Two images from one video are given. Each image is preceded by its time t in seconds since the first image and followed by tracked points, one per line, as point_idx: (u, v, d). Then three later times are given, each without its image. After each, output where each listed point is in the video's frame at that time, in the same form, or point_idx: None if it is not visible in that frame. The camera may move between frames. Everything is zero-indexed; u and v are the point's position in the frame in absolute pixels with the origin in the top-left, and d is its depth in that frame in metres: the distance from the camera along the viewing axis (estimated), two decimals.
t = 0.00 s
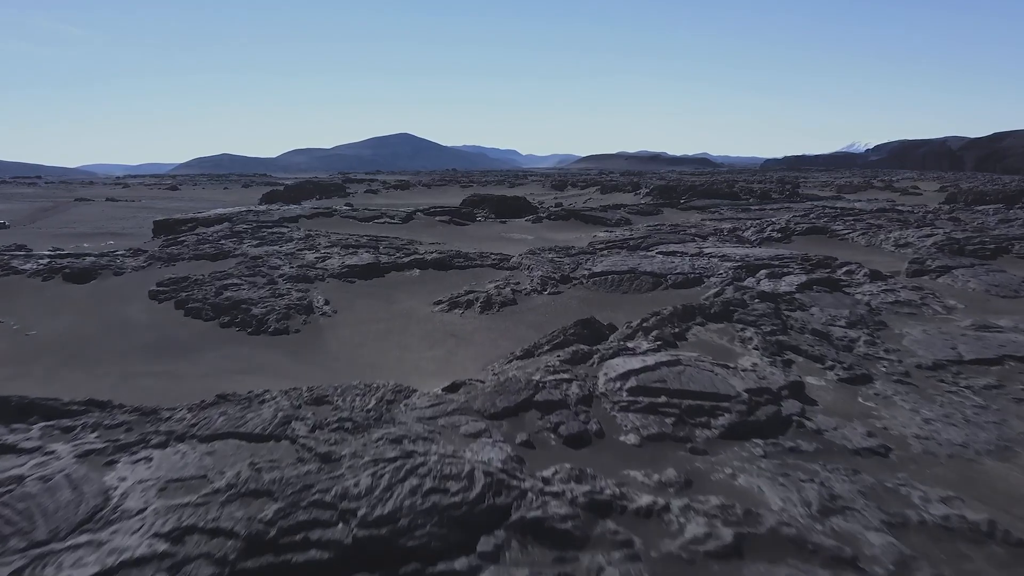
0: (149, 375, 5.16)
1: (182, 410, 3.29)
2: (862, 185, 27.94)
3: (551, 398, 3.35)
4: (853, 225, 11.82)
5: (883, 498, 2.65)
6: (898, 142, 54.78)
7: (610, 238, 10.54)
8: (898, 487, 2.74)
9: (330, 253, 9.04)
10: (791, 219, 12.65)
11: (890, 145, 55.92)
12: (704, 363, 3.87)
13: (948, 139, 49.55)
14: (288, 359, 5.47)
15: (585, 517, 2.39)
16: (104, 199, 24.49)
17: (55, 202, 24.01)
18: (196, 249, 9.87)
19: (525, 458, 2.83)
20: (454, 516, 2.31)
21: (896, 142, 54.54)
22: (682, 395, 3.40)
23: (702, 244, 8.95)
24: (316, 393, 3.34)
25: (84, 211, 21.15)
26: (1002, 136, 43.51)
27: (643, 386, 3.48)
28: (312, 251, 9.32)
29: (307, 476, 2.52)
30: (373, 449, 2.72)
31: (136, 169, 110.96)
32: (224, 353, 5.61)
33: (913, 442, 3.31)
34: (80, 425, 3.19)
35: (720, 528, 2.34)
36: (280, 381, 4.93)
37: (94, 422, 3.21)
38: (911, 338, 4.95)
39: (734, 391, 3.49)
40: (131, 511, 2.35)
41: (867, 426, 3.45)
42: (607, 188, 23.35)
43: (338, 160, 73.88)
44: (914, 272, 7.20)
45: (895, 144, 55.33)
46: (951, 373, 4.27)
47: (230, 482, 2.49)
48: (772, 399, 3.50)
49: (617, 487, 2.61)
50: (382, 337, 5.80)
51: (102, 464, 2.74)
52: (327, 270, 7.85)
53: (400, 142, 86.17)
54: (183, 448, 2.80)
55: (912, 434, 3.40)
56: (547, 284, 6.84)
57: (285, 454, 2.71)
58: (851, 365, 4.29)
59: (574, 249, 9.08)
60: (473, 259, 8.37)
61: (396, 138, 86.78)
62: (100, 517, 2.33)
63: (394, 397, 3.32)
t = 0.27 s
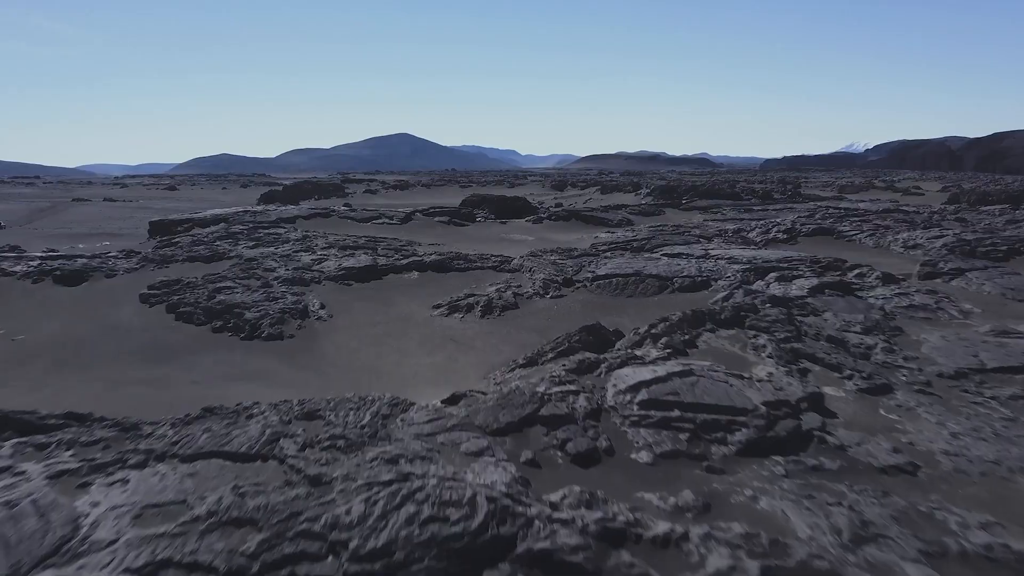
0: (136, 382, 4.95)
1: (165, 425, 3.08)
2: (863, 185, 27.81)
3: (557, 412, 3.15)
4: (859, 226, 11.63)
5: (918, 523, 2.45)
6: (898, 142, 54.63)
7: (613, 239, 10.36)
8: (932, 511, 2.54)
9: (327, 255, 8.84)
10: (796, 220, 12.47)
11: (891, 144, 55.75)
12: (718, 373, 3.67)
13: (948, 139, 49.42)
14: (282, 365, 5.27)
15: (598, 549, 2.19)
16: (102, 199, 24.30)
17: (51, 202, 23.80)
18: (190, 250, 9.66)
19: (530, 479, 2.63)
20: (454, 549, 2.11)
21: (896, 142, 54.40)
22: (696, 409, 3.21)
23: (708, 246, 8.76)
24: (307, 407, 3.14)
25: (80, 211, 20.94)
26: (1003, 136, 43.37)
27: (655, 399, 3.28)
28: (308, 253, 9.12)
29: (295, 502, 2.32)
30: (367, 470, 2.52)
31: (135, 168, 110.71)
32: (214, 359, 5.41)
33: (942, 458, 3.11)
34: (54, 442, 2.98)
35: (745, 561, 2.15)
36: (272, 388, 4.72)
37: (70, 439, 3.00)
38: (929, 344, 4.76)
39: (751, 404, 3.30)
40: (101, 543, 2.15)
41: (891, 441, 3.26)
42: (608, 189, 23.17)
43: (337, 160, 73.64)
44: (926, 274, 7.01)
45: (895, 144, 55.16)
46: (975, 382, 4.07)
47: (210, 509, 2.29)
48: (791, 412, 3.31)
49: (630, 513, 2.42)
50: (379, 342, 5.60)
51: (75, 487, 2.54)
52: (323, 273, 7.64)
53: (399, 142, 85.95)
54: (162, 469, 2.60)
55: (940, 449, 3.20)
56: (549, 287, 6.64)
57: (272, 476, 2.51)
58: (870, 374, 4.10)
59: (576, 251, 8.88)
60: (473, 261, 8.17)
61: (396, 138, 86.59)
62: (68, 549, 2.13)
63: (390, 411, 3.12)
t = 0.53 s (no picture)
0: (122, 391, 4.74)
1: (144, 444, 2.88)
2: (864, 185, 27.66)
3: (564, 429, 2.95)
4: (865, 227, 11.44)
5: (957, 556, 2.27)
6: (899, 142, 54.51)
7: (616, 240, 10.16)
8: (972, 541, 2.36)
9: (324, 257, 8.64)
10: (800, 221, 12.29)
11: (891, 144, 55.58)
12: (733, 385, 3.47)
13: (949, 139, 49.31)
14: (274, 373, 5.06)
15: None
16: (99, 199, 24.09)
17: (48, 202, 23.60)
18: (184, 252, 9.46)
19: (536, 505, 2.44)
20: None
21: (897, 142, 54.27)
22: (712, 424, 3.01)
23: (713, 248, 8.57)
24: (297, 423, 2.94)
25: (76, 211, 20.73)
26: (1003, 136, 43.25)
27: (668, 414, 3.08)
28: (304, 255, 8.92)
29: (281, 533, 2.13)
30: (360, 497, 2.33)
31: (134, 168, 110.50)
32: (205, 367, 5.20)
33: (975, 478, 2.92)
34: (24, 462, 2.78)
35: None
36: (264, 398, 4.52)
37: (41, 459, 2.79)
38: (950, 352, 4.56)
39: (770, 418, 3.10)
40: None
41: (919, 459, 3.06)
42: (609, 189, 22.99)
43: (336, 159, 73.40)
44: (939, 277, 6.82)
45: (895, 144, 55.02)
46: (1001, 393, 3.88)
47: (187, 542, 2.09)
48: (813, 427, 3.11)
49: (645, 546, 2.23)
50: (376, 349, 5.39)
51: (43, 515, 2.34)
52: (319, 276, 7.43)
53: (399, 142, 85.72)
54: (138, 494, 2.39)
55: (972, 467, 3.00)
56: (552, 290, 6.45)
57: (256, 503, 2.31)
58: (891, 384, 3.90)
59: (578, 252, 8.69)
60: (473, 263, 7.98)
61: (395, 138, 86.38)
62: None
63: (386, 428, 2.92)
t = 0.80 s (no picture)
0: (107, 399, 4.53)
1: (122, 464, 2.67)
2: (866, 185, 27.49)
3: (573, 448, 2.75)
4: (871, 228, 11.22)
5: None
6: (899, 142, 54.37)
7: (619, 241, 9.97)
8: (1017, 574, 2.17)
9: (320, 259, 8.44)
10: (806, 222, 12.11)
11: (891, 144, 55.39)
12: (750, 397, 3.27)
13: (949, 138, 49.17)
14: (267, 380, 4.85)
15: None
16: (96, 199, 23.90)
17: (44, 202, 23.41)
18: (178, 254, 9.26)
19: (544, 535, 2.24)
20: None
21: (897, 142, 54.12)
22: (731, 442, 2.82)
23: (719, 250, 8.37)
24: (286, 441, 2.75)
25: (71, 211, 20.53)
26: (1004, 136, 43.09)
27: (683, 431, 2.88)
28: (301, 257, 8.72)
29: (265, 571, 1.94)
30: (352, 527, 2.15)
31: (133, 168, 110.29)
32: (194, 374, 4.99)
33: (1012, 498, 2.73)
34: None
35: None
36: (255, 408, 4.31)
37: (9, 481, 2.59)
38: (972, 360, 4.37)
39: (792, 435, 2.90)
40: None
41: (951, 477, 2.87)
42: (610, 189, 22.80)
43: (335, 159, 73.19)
44: (953, 280, 6.63)
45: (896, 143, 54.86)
46: None
47: None
48: (837, 444, 2.92)
49: None
50: (373, 355, 5.19)
51: (5, 547, 2.13)
52: (315, 278, 7.23)
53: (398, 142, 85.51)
54: (110, 523, 2.20)
55: (1007, 486, 2.81)
56: (555, 294, 6.25)
57: (239, 534, 2.12)
58: (914, 395, 3.70)
59: (581, 254, 8.49)
60: (473, 265, 7.79)
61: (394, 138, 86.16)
62: None
63: (381, 447, 2.72)
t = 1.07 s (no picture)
0: (91, 409, 4.33)
1: (96, 488, 2.47)
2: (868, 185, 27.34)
3: (584, 470, 2.55)
4: (878, 229, 11.04)
5: None
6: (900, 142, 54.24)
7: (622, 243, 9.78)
8: None
9: (318, 262, 8.24)
10: (811, 223, 11.94)
11: (891, 144, 55.24)
12: (771, 412, 3.07)
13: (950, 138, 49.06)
14: (259, 389, 4.65)
15: None
16: (95, 199, 23.75)
17: (42, 202, 23.28)
18: (172, 255, 9.06)
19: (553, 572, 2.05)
20: None
21: (897, 142, 54.01)
22: (752, 462, 2.62)
23: (725, 252, 8.18)
24: (274, 463, 2.55)
25: (68, 211, 20.35)
26: (1006, 136, 42.97)
27: (701, 450, 2.68)
28: (297, 259, 8.52)
29: None
30: (344, 565, 1.97)
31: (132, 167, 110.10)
32: (183, 382, 4.79)
33: None
34: None
35: None
36: (246, 419, 4.11)
37: None
38: (996, 369, 4.17)
39: (817, 454, 2.71)
40: None
41: (988, 499, 2.68)
42: (610, 189, 22.62)
43: (334, 160, 73.01)
44: (968, 284, 6.44)
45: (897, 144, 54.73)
46: None
47: None
48: (865, 464, 2.72)
49: None
50: (370, 362, 4.99)
51: None
52: (312, 282, 7.03)
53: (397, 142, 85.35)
54: (78, 559, 2.01)
55: None
56: (558, 298, 6.06)
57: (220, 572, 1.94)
58: (940, 408, 3.50)
59: (584, 256, 8.29)
60: (474, 268, 7.59)
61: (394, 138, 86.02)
62: None
63: (376, 469, 2.53)
